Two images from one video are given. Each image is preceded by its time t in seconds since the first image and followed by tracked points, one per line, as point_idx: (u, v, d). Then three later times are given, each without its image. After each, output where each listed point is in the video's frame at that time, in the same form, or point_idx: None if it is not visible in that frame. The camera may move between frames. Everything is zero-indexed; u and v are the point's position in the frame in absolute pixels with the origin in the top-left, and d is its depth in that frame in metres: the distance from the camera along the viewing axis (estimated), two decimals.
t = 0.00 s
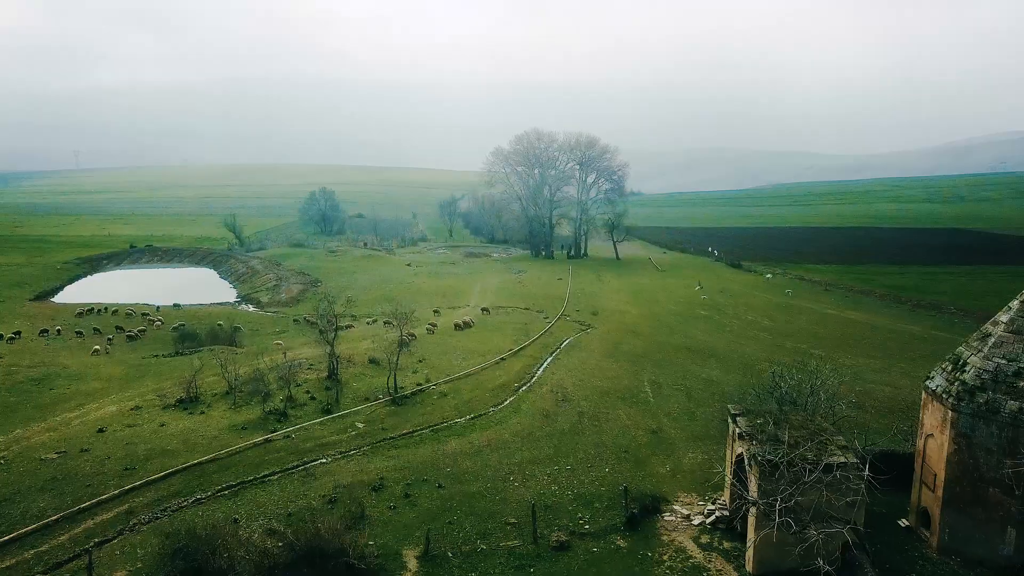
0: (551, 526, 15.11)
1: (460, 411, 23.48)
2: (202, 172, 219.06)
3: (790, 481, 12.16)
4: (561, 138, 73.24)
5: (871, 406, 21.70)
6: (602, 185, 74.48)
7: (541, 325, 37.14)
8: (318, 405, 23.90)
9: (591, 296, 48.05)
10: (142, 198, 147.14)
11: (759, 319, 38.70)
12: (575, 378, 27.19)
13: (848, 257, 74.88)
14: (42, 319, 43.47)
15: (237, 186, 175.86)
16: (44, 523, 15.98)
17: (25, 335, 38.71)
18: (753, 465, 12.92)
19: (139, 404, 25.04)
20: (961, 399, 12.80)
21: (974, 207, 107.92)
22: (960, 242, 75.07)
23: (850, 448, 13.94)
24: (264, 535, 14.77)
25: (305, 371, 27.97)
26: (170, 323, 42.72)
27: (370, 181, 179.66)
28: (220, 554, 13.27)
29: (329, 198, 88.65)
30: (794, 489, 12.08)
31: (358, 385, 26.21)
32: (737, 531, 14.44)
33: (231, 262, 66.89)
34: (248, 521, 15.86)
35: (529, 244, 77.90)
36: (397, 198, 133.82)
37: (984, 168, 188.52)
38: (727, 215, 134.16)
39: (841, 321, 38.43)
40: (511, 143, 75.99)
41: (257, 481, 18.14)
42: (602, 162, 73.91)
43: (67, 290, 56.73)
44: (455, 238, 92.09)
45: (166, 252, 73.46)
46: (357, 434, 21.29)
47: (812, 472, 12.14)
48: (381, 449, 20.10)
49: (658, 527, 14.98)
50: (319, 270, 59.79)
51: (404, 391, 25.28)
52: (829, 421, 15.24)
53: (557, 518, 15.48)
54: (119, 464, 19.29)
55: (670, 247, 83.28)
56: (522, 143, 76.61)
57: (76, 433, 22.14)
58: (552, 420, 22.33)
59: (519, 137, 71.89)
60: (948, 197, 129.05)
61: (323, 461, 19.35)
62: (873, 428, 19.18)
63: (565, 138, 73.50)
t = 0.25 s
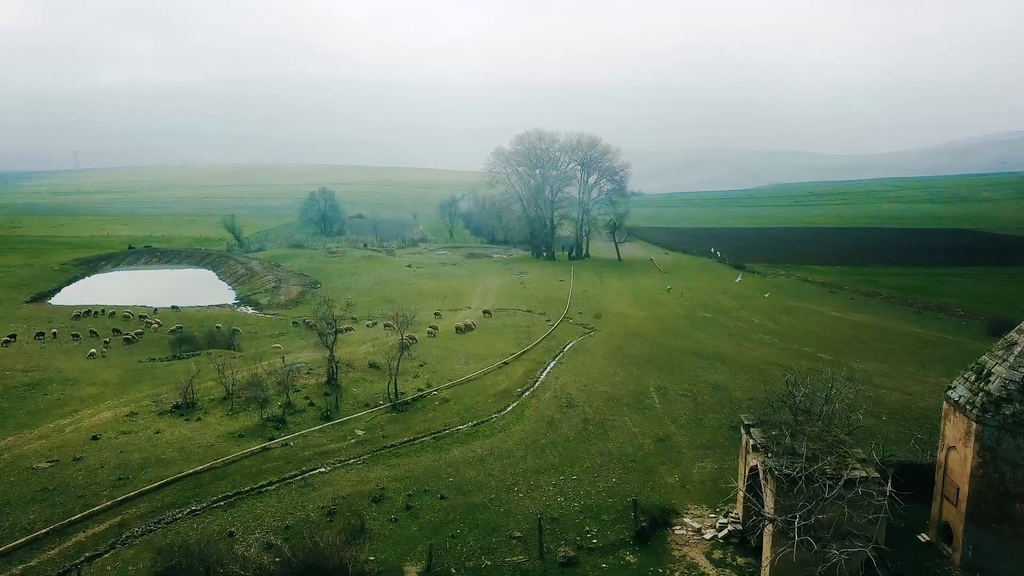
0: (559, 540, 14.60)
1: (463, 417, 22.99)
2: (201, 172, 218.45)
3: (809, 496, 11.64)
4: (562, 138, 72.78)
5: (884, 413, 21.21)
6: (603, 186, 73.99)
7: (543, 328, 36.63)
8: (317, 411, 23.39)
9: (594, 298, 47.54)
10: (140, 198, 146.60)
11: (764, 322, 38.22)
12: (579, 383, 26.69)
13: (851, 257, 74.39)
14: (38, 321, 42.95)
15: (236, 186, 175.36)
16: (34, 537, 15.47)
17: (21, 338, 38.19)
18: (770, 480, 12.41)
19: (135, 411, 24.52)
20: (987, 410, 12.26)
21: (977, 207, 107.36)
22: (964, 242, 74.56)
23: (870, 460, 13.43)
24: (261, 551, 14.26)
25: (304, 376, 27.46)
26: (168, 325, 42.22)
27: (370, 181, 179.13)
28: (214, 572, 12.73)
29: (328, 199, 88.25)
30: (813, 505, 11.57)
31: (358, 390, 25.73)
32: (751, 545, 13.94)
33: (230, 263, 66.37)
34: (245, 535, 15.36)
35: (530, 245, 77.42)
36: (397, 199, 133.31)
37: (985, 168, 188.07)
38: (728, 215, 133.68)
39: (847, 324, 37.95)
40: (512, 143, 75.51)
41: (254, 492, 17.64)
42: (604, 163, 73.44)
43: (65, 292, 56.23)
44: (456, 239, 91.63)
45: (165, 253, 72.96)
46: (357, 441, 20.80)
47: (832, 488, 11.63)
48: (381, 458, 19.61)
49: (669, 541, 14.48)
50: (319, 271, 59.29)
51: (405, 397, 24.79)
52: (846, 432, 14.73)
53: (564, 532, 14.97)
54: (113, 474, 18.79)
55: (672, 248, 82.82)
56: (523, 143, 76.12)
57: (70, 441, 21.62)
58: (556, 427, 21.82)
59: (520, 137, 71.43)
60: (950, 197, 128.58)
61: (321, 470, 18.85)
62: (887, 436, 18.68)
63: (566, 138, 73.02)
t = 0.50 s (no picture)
0: (566, 556, 14.09)
1: (465, 424, 22.48)
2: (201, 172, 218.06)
3: (829, 514, 11.12)
4: (564, 138, 72.26)
5: (896, 420, 20.72)
6: (605, 186, 73.49)
7: (546, 332, 36.11)
8: (316, 418, 22.86)
9: (596, 300, 46.98)
10: (139, 198, 146.01)
11: (770, 325, 37.72)
12: (583, 388, 26.18)
13: (854, 258, 73.87)
14: (34, 324, 42.40)
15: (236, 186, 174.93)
16: (22, 551, 14.94)
17: (16, 342, 37.65)
18: (787, 495, 11.89)
19: (129, 417, 23.98)
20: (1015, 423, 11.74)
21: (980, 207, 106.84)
22: (968, 242, 74.02)
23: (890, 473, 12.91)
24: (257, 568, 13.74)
25: (303, 381, 26.94)
26: (165, 328, 41.69)
27: (370, 181, 178.58)
28: None
29: (328, 200, 87.82)
30: (834, 523, 11.05)
31: (358, 396, 25.22)
32: (766, 561, 13.44)
33: (228, 264, 65.86)
34: (241, 550, 14.84)
35: (531, 246, 76.95)
36: (398, 199, 132.85)
37: (986, 168, 187.64)
38: (730, 215, 133.17)
39: (854, 327, 37.46)
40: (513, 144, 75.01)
41: (251, 503, 17.12)
42: (606, 163, 72.91)
43: (62, 293, 55.70)
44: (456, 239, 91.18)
45: (163, 254, 72.44)
46: (357, 450, 20.26)
47: (854, 505, 11.11)
48: (381, 467, 19.09)
49: (680, 557, 13.98)
50: (318, 273, 58.82)
51: (406, 403, 24.27)
52: (864, 443, 14.19)
53: (571, 547, 14.47)
54: (106, 484, 18.27)
55: (673, 248, 82.33)
56: (524, 143, 75.58)
57: (62, 449, 21.09)
58: (561, 434, 21.28)
59: (521, 137, 70.92)
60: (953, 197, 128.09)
61: (320, 480, 18.33)
62: (901, 445, 18.20)
63: (567, 138, 72.50)
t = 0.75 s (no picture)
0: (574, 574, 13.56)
1: (468, 432, 21.91)
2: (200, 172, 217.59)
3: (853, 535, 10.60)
4: (566, 139, 71.64)
5: (910, 429, 20.18)
6: (607, 187, 72.90)
7: (549, 335, 35.56)
8: (315, 426, 22.32)
9: (599, 302, 46.39)
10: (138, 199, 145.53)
11: (776, 328, 37.17)
12: (588, 394, 25.61)
13: (858, 259, 73.30)
14: (29, 327, 41.82)
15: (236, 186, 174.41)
16: (11, 568, 14.41)
17: (11, 345, 37.06)
18: (808, 514, 11.35)
19: (125, 424, 23.42)
20: None
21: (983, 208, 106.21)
22: (973, 242, 73.42)
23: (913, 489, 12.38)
24: None
25: (302, 386, 26.38)
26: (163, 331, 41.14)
27: (370, 181, 178.01)
28: None
29: (328, 201, 87.41)
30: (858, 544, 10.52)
31: (358, 402, 24.66)
32: None
33: (227, 266, 65.29)
34: (237, 567, 14.31)
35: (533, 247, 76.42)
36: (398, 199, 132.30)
37: (988, 168, 187.05)
38: (731, 216, 132.56)
39: (861, 330, 36.92)
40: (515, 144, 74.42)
41: (248, 516, 16.60)
42: (608, 163, 72.27)
43: (58, 295, 55.11)
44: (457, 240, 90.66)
45: (162, 255, 71.85)
46: (357, 458, 19.73)
47: (879, 525, 10.59)
48: (382, 478, 18.54)
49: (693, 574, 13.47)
50: (318, 274, 58.27)
51: (407, 410, 23.71)
52: (883, 456, 13.67)
53: (579, 563, 13.96)
54: (98, 496, 17.73)
55: (675, 249, 81.79)
56: (526, 144, 74.96)
57: (55, 457, 20.54)
58: (566, 442, 20.74)
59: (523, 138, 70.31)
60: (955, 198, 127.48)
61: (319, 491, 17.79)
62: (916, 455, 17.69)
63: (569, 138, 71.87)
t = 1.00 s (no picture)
0: None
1: (470, 440, 21.35)
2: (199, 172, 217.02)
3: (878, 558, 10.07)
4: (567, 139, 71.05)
5: (924, 438, 19.68)
6: (608, 187, 72.34)
7: (551, 338, 35.02)
8: (314, 433, 21.80)
9: (601, 304, 45.87)
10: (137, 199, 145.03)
11: (782, 331, 36.62)
12: (593, 400, 25.07)
13: (861, 259, 72.78)
14: (25, 329, 41.26)
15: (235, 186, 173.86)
16: None
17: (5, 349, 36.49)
18: (830, 535, 10.82)
19: (119, 431, 22.89)
20: None
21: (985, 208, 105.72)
22: (977, 242, 72.90)
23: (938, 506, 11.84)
24: None
25: (301, 392, 25.84)
26: (160, 334, 40.59)
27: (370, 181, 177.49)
28: None
29: (328, 202, 86.90)
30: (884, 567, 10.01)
31: (358, 409, 24.12)
32: None
33: (226, 267, 64.73)
34: None
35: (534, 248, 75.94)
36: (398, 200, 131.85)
37: (989, 168, 186.65)
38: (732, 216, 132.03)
39: (868, 333, 36.39)
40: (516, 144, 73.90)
41: (244, 529, 16.07)
42: (610, 164, 71.67)
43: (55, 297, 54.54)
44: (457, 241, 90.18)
45: (160, 256, 71.31)
46: (357, 468, 19.20)
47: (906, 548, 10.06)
48: (382, 489, 17.99)
49: None
50: (317, 275, 57.70)
51: (408, 416, 23.20)
52: (904, 470, 13.15)
53: None
54: (91, 507, 17.20)
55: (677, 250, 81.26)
56: (527, 144, 74.38)
57: (47, 466, 20.00)
58: (571, 451, 20.21)
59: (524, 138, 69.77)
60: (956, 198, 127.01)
61: (318, 502, 17.26)
62: (933, 466, 17.19)
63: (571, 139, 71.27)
